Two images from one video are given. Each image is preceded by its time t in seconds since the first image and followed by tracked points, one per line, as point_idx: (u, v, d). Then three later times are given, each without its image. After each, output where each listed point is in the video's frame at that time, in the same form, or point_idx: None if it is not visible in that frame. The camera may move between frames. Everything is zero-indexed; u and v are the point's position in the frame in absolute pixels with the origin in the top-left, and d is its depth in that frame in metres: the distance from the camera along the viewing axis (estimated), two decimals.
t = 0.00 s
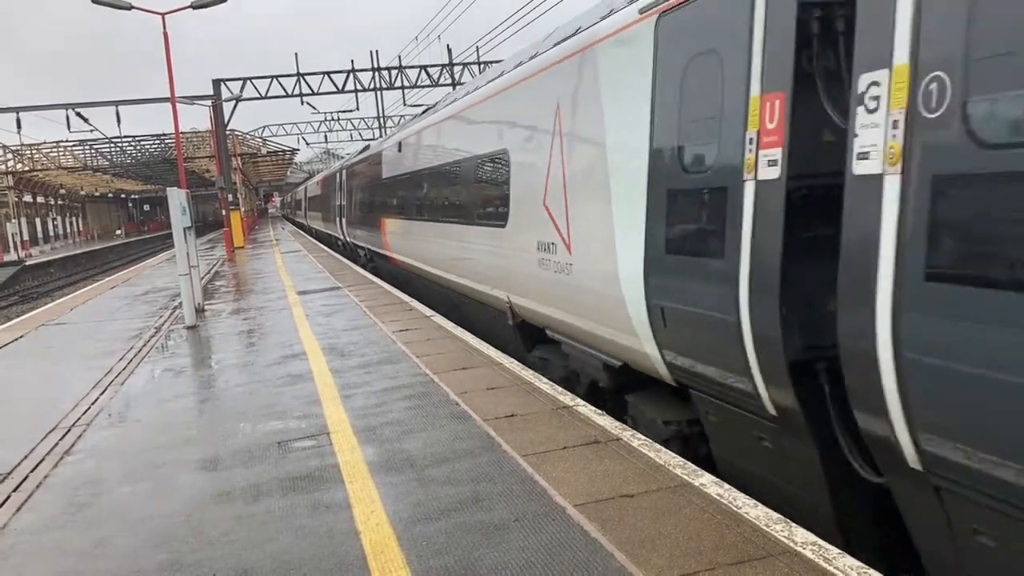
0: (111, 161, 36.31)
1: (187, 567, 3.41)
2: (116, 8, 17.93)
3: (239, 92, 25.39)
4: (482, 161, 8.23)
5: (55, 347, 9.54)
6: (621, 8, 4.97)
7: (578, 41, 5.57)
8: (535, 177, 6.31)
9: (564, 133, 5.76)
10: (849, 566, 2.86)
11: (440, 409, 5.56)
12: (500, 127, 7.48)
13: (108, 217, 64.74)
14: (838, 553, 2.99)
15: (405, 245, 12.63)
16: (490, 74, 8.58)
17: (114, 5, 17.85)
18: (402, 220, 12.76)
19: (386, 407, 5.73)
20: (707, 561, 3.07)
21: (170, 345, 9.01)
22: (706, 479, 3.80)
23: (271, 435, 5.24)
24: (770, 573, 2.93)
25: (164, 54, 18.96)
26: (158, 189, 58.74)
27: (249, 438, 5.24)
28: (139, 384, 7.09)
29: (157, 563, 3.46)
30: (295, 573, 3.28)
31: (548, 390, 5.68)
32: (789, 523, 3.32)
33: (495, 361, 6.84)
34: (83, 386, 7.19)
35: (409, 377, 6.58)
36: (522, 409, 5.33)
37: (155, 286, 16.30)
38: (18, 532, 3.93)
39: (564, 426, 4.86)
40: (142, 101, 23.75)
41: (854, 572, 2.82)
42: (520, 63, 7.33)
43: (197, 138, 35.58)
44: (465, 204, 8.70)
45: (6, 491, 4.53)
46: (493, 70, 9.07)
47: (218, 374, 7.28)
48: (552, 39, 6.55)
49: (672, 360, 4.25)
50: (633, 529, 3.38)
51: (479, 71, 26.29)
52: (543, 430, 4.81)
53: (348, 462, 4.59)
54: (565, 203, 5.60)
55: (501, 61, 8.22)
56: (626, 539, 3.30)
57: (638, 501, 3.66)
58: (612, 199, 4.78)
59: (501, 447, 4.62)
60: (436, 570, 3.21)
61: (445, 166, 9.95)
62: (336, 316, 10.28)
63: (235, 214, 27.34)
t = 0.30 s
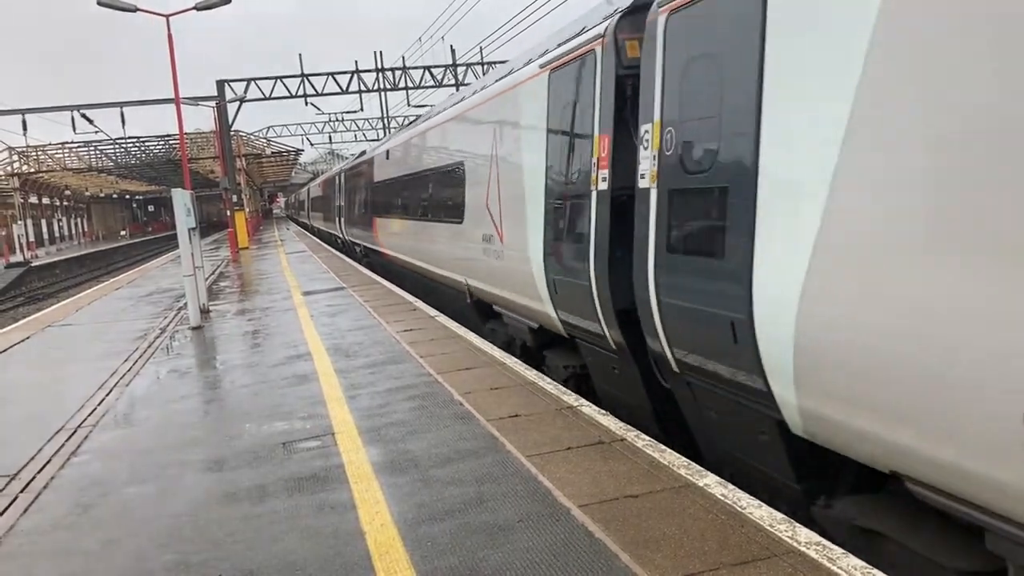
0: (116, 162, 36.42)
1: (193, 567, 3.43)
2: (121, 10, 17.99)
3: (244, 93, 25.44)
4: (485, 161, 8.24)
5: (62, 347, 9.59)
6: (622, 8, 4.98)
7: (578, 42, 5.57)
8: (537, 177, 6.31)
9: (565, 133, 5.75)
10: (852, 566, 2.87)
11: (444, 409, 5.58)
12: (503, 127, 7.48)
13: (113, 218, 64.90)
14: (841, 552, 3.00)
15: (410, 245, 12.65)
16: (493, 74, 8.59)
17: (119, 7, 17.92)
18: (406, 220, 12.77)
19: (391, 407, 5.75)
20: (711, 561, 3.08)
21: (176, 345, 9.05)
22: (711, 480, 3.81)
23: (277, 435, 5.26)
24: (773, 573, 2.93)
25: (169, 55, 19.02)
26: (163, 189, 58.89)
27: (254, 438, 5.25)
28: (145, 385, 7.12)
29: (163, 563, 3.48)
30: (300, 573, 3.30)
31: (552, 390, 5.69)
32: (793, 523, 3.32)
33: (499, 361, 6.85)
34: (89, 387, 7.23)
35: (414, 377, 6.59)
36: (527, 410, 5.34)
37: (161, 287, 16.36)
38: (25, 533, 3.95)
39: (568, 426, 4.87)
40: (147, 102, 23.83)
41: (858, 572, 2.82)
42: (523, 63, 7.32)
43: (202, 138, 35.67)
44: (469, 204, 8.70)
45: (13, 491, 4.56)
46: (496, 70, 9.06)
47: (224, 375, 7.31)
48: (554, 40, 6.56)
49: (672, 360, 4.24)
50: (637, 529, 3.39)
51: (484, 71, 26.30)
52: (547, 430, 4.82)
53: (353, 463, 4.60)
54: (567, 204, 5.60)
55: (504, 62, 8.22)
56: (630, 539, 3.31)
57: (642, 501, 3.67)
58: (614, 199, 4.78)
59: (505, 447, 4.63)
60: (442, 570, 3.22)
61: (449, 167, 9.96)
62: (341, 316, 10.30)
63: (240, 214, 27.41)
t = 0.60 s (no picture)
0: (118, 163, 36.46)
1: (198, 566, 3.44)
2: (122, 10, 18.02)
3: (246, 92, 25.47)
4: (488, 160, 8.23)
5: (65, 347, 9.59)
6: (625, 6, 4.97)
7: (582, 39, 5.57)
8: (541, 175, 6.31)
9: (567, 131, 5.76)
10: (857, 564, 2.86)
11: (447, 407, 5.59)
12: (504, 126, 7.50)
13: (115, 218, 64.94)
14: (845, 550, 2.99)
15: (412, 245, 12.64)
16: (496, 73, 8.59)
17: (121, 7, 17.93)
18: (409, 220, 12.78)
19: (393, 406, 5.76)
20: (715, 558, 3.08)
21: (179, 345, 9.05)
22: (714, 478, 3.81)
23: (280, 435, 5.26)
24: (777, 571, 2.93)
25: (170, 55, 19.02)
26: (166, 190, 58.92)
27: (257, 437, 5.26)
28: (148, 385, 7.12)
29: (168, 563, 3.48)
30: (304, 572, 3.30)
31: (555, 388, 5.69)
32: (798, 521, 3.32)
33: (501, 360, 6.85)
34: (92, 387, 7.23)
35: (417, 377, 6.59)
36: (530, 408, 5.34)
37: (163, 287, 16.36)
38: (29, 533, 3.95)
39: (570, 424, 4.88)
40: (149, 102, 23.82)
41: (863, 570, 2.82)
42: (526, 61, 7.33)
43: (204, 138, 35.69)
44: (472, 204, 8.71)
45: (17, 491, 4.56)
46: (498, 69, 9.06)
47: (226, 374, 7.32)
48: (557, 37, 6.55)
49: (679, 359, 4.25)
50: (641, 527, 3.39)
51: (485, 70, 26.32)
52: (551, 429, 4.82)
53: (356, 462, 4.60)
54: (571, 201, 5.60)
55: (507, 60, 8.24)
56: (633, 537, 3.31)
57: (646, 499, 3.67)
58: (618, 197, 4.78)
59: (508, 446, 4.64)
60: (445, 569, 3.22)
61: (451, 166, 9.96)
62: (343, 315, 10.31)
63: (243, 214, 27.44)
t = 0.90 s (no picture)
0: (121, 163, 36.50)
1: (203, 566, 3.44)
2: (125, 11, 18.04)
3: (248, 92, 25.48)
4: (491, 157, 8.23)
5: (68, 348, 9.61)
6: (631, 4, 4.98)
7: (586, 36, 5.57)
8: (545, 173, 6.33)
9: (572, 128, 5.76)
10: (862, 562, 2.86)
11: (451, 406, 5.59)
12: (508, 125, 7.51)
13: (118, 218, 65.01)
14: (851, 548, 2.99)
15: (415, 243, 12.64)
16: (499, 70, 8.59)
17: (124, 7, 17.97)
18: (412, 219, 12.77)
19: (397, 405, 5.76)
20: (720, 557, 3.08)
21: (183, 345, 9.06)
22: (718, 476, 3.80)
23: (284, 435, 5.26)
24: (782, 569, 2.92)
25: (173, 56, 19.05)
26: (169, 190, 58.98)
27: (262, 437, 5.26)
28: (152, 385, 7.13)
29: (172, 563, 3.48)
30: (309, 571, 3.30)
31: (560, 387, 5.68)
32: (803, 519, 3.32)
33: (505, 359, 6.85)
34: (97, 387, 7.24)
35: (420, 376, 6.59)
36: (533, 407, 5.34)
37: (167, 287, 16.39)
38: (34, 533, 3.96)
39: (574, 423, 4.88)
40: (151, 102, 23.84)
41: (868, 568, 2.82)
42: (530, 59, 7.34)
43: (206, 138, 35.71)
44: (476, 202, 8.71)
45: (22, 492, 4.57)
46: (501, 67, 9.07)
47: (230, 374, 7.33)
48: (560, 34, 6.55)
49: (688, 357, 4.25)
50: (646, 526, 3.39)
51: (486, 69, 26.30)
52: (555, 428, 4.82)
53: (360, 461, 4.61)
54: (578, 198, 5.62)
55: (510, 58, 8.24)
56: (638, 536, 3.31)
57: (650, 498, 3.67)
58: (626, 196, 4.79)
59: (513, 445, 4.64)
60: (450, 567, 3.22)
61: (454, 164, 9.95)
62: (346, 315, 10.31)
63: (246, 214, 27.45)
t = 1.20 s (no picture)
0: (121, 163, 36.51)
1: (205, 564, 3.44)
2: (124, 10, 18.04)
3: (248, 91, 25.46)
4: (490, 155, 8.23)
5: (69, 348, 9.60)
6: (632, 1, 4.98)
7: (586, 34, 5.57)
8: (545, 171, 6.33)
9: (573, 126, 5.76)
10: (865, 559, 2.86)
11: (453, 405, 5.59)
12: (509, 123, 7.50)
13: (119, 218, 65.01)
14: (853, 545, 2.99)
15: (415, 242, 12.64)
16: (497, 69, 8.59)
17: (123, 7, 17.96)
18: (412, 218, 12.76)
19: (399, 404, 5.76)
20: (723, 554, 3.07)
21: (184, 345, 9.06)
22: (721, 474, 3.80)
23: (286, 434, 5.26)
24: (784, 567, 2.92)
25: (173, 55, 19.04)
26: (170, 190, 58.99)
27: (265, 436, 5.27)
28: (153, 385, 7.13)
29: (176, 561, 3.49)
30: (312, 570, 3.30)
31: (561, 385, 5.69)
32: (805, 516, 3.31)
33: (506, 357, 6.85)
34: (98, 387, 7.24)
35: (422, 374, 6.60)
36: (534, 405, 5.34)
37: (167, 287, 16.38)
38: (37, 533, 3.96)
39: (575, 421, 4.87)
40: (151, 101, 23.82)
41: (870, 565, 2.82)
42: (529, 57, 7.34)
43: (207, 138, 35.71)
44: (476, 201, 8.70)
45: (24, 492, 4.57)
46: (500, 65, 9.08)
47: (231, 373, 7.33)
48: (560, 31, 6.55)
49: (689, 354, 4.26)
50: (648, 524, 3.39)
51: (486, 68, 26.29)
52: (556, 426, 4.82)
53: (362, 459, 4.61)
54: (578, 196, 5.62)
55: (510, 56, 8.24)
56: (641, 533, 3.30)
57: (652, 495, 3.67)
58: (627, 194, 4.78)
59: (515, 443, 4.64)
60: (453, 565, 3.23)
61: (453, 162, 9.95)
62: (347, 314, 10.30)
63: (247, 214, 27.44)
